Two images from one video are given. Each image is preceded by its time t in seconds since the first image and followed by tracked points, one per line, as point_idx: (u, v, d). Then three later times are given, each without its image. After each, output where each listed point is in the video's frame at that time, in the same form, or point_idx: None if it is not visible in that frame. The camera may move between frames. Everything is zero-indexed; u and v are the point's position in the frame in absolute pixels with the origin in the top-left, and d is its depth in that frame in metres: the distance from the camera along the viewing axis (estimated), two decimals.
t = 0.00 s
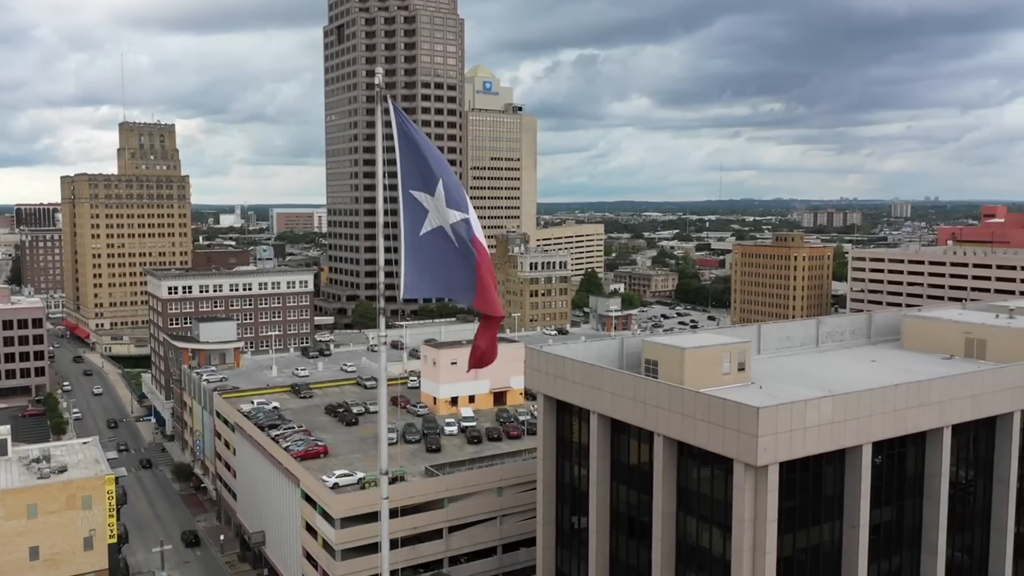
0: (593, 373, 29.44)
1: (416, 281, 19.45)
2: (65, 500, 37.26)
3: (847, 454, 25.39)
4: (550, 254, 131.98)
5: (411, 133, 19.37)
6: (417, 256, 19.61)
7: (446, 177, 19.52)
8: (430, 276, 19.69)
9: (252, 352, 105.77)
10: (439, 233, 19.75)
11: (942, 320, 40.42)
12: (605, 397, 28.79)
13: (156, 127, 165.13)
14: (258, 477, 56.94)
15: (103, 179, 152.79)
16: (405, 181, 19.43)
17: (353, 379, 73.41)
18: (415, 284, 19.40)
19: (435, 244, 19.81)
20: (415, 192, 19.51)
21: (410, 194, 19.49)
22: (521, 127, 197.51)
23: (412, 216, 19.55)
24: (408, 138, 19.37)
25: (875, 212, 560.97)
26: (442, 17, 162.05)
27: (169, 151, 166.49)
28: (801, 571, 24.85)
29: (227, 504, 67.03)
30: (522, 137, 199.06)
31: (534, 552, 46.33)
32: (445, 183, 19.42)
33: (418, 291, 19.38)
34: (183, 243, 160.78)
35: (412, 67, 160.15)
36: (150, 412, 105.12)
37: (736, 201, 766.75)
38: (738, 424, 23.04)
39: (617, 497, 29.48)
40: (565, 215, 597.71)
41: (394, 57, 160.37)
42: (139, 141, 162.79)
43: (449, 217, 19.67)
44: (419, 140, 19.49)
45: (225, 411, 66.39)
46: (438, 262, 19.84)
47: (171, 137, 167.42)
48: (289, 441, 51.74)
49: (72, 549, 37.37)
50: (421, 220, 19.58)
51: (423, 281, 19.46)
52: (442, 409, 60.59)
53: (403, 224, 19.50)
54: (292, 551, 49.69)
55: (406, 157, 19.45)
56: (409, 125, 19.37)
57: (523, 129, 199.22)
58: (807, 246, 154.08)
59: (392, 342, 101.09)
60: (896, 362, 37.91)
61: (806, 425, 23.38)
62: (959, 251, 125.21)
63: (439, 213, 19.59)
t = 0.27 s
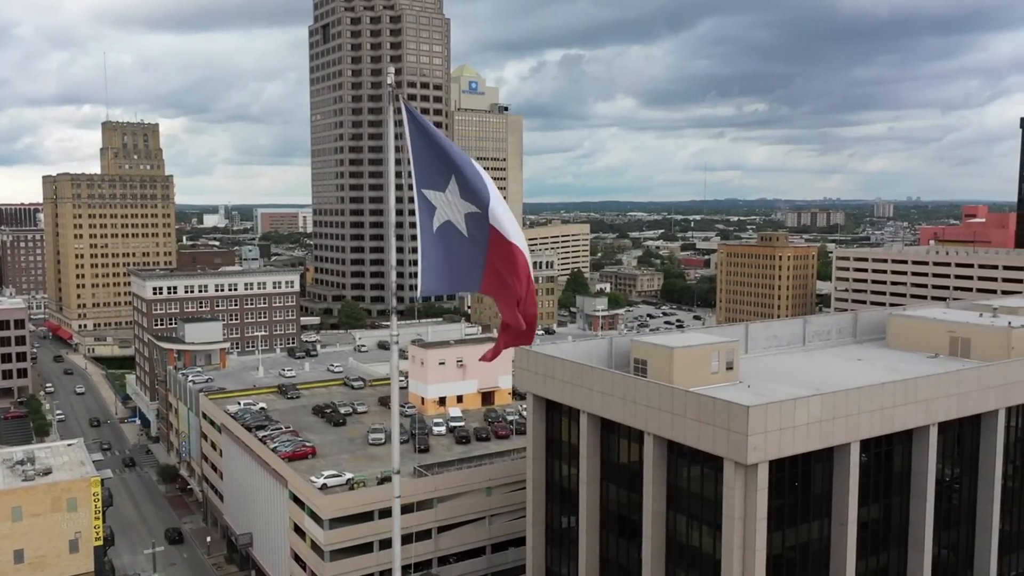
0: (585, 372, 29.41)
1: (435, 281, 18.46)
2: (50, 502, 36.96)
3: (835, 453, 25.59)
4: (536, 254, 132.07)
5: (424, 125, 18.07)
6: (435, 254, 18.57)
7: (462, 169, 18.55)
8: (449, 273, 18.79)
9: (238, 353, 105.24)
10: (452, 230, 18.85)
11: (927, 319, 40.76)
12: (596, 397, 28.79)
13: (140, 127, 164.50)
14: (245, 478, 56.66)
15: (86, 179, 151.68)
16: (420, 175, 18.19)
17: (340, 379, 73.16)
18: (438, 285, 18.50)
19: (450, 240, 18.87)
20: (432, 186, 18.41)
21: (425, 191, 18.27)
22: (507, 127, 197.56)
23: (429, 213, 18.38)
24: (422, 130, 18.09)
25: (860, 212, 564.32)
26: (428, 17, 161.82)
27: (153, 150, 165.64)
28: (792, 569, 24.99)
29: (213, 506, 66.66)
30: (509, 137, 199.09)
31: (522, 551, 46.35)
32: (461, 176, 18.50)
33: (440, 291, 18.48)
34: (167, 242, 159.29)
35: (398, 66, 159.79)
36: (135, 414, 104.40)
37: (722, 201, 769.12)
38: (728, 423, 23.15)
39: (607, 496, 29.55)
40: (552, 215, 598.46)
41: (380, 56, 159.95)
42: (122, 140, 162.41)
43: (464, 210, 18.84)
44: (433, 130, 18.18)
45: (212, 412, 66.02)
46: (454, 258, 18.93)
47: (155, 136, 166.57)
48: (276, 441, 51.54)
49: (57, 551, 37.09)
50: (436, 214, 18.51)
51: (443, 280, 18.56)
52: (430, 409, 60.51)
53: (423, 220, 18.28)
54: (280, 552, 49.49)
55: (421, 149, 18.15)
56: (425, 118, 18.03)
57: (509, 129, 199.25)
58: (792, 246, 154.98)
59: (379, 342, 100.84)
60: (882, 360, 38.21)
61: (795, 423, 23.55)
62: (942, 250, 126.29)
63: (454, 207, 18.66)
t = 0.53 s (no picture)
0: (577, 372, 29.39)
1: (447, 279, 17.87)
2: (37, 505, 36.68)
3: (825, 451, 25.78)
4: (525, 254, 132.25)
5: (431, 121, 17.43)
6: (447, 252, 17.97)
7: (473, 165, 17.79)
8: (462, 273, 18.16)
9: (225, 354, 104.72)
10: (464, 227, 18.15)
11: (914, 318, 41.07)
12: (589, 396, 28.79)
13: (125, 126, 163.74)
14: (234, 480, 56.40)
15: (71, 179, 150.64)
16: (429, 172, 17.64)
17: (329, 380, 72.92)
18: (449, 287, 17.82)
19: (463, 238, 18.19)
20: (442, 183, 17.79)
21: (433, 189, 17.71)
22: (495, 127, 197.55)
23: (437, 213, 17.76)
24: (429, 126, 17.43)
25: (845, 212, 567.88)
26: (416, 17, 161.53)
27: (139, 150, 164.71)
28: (782, 567, 25.13)
29: (202, 507, 66.31)
30: (497, 137, 199.07)
31: (513, 551, 46.37)
32: (471, 171, 17.75)
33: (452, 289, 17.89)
34: (153, 242, 158.30)
35: (386, 66, 159.37)
36: (122, 415, 103.73)
37: (710, 200, 772.22)
38: (720, 422, 23.25)
39: (599, 495, 29.62)
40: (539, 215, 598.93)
41: (368, 56, 159.51)
42: (108, 140, 161.65)
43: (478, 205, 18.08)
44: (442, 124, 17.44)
45: (200, 413, 65.69)
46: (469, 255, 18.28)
47: (141, 136, 165.75)
48: (265, 443, 51.33)
49: (44, 554, 36.82)
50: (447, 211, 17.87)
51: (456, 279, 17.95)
52: (420, 410, 60.40)
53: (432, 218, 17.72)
54: (270, 553, 49.32)
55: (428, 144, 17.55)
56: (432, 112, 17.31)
57: (497, 129, 199.25)
58: (779, 246, 155.86)
59: (367, 343, 100.61)
60: (870, 360, 38.45)
61: (786, 422, 23.69)
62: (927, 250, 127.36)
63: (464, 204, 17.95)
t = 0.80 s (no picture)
0: (567, 372, 29.54)
1: (457, 278, 19.11)
2: (22, 507, 36.35)
3: (814, 449, 25.92)
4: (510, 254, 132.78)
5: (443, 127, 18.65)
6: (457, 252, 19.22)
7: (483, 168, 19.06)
8: (471, 271, 19.48)
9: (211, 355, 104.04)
10: (472, 228, 19.52)
11: (899, 317, 41.41)
12: (578, 396, 28.92)
13: (108, 126, 162.68)
14: (220, 481, 56.07)
15: (53, 178, 149.29)
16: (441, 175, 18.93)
17: (315, 380, 72.64)
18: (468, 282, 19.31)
19: (472, 239, 19.52)
20: (452, 185, 19.13)
21: (443, 191, 19.01)
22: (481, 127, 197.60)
23: (447, 215, 19.18)
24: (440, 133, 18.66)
25: (830, 212, 571.32)
26: (402, 16, 161.20)
27: (122, 150, 163.48)
28: (771, 565, 25.25)
29: (187, 509, 65.86)
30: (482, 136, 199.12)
31: (503, 551, 46.37)
32: (476, 173, 19.13)
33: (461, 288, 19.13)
34: (137, 242, 156.91)
35: (372, 65, 158.91)
36: (106, 417, 102.82)
37: (696, 200, 774.85)
38: (710, 421, 23.33)
39: (588, 494, 29.68)
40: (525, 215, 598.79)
41: (354, 55, 158.99)
42: (90, 139, 160.44)
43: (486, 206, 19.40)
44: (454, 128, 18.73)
45: (186, 414, 65.23)
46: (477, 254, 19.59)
47: (124, 135, 164.61)
48: (252, 443, 51.09)
49: (28, 557, 36.49)
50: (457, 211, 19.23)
51: (465, 277, 19.19)
52: (407, 410, 60.30)
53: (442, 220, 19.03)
54: (257, 554, 49.11)
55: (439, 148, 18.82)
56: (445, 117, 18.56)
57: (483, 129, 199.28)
58: (764, 246, 156.68)
59: (354, 343, 100.30)
60: (857, 358, 38.65)
61: (775, 421, 23.82)
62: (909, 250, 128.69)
63: (473, 205, 19.30)
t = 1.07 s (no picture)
0: (557, 371, 29.60)
1: (463, 277, 19.54)
2: (7, 510, 36.04)
3: (803, 448, 26.07)
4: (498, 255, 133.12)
5: (448, 128, 19.40)
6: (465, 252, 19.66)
7: (486, 166, 19.79)
8: (479, 270, 19.78)
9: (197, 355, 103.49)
10: (476, 228, 20.04)
11: (885, 316, 41.70)
12: (569, 396, 28.95)
13: (92, 125, 161.51)
14: (208, 483, 55.81)
15: (36, 178, 148.15)
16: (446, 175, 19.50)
17: (303, 381, 72.42)
18: (473, 280, 19.63)
19: (477, 238, 19.98)
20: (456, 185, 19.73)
21: (447, 192, 19.56)
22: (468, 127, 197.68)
23: (452, 214, 19.61)
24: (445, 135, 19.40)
25: (814, 212, 574.83)
26: (389, 16, 160.95)
27: (106, 149, 162.28)
28: (761, 563, 25.37)
29: (175, 511, 65.53)
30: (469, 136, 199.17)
31: (493, 551, 46.36)
32: (480, 173, 19.86)
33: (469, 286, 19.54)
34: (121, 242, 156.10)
35: (358, 65, 158.52)
36: (91, 418, 102.12)
37: (682, 200, 777.38)
38: (701, 420, 23.44)
39: (579, 494, 29.73)
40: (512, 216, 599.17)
41: (340, 55, 158.54)
42: (74, 139, 159.21)
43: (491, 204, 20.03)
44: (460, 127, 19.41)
45: (172, 416, 64.88)
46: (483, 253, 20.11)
47: (108, 135, 163.45)
48: (240, 445, 50.88)
49: (14, 560, 36.18)
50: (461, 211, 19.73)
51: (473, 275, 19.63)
52: (396, 410, 60.14)
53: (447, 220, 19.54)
54: (246, 556, 48.90)
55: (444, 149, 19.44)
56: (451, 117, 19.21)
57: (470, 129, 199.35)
58: (750, 245, 157.34)
59: (341, 343, 100.11)
60: (843, 357, 38.91)
61: (765, 419, 23.93)
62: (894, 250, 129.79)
63: (477, 204, 19.91)
